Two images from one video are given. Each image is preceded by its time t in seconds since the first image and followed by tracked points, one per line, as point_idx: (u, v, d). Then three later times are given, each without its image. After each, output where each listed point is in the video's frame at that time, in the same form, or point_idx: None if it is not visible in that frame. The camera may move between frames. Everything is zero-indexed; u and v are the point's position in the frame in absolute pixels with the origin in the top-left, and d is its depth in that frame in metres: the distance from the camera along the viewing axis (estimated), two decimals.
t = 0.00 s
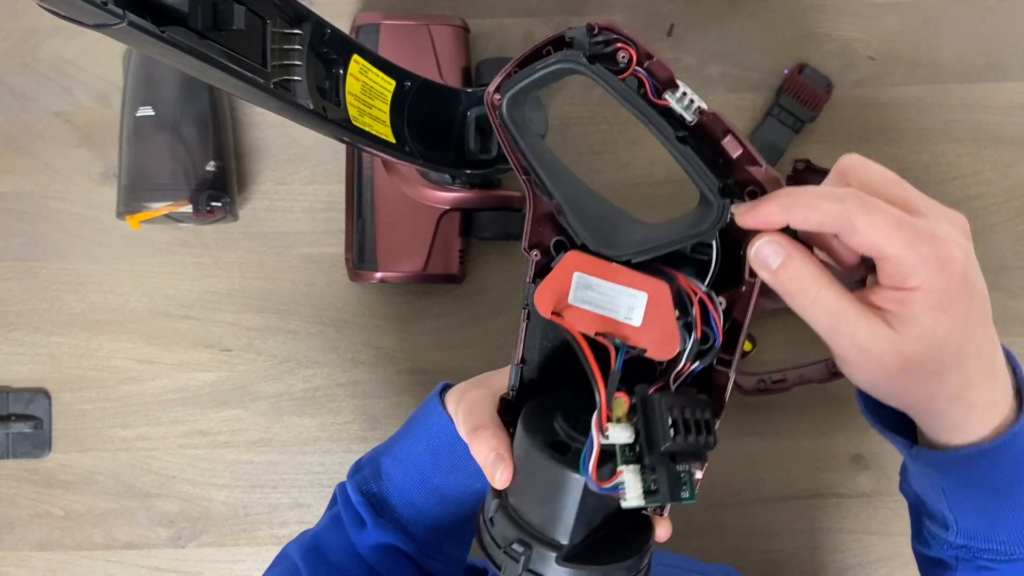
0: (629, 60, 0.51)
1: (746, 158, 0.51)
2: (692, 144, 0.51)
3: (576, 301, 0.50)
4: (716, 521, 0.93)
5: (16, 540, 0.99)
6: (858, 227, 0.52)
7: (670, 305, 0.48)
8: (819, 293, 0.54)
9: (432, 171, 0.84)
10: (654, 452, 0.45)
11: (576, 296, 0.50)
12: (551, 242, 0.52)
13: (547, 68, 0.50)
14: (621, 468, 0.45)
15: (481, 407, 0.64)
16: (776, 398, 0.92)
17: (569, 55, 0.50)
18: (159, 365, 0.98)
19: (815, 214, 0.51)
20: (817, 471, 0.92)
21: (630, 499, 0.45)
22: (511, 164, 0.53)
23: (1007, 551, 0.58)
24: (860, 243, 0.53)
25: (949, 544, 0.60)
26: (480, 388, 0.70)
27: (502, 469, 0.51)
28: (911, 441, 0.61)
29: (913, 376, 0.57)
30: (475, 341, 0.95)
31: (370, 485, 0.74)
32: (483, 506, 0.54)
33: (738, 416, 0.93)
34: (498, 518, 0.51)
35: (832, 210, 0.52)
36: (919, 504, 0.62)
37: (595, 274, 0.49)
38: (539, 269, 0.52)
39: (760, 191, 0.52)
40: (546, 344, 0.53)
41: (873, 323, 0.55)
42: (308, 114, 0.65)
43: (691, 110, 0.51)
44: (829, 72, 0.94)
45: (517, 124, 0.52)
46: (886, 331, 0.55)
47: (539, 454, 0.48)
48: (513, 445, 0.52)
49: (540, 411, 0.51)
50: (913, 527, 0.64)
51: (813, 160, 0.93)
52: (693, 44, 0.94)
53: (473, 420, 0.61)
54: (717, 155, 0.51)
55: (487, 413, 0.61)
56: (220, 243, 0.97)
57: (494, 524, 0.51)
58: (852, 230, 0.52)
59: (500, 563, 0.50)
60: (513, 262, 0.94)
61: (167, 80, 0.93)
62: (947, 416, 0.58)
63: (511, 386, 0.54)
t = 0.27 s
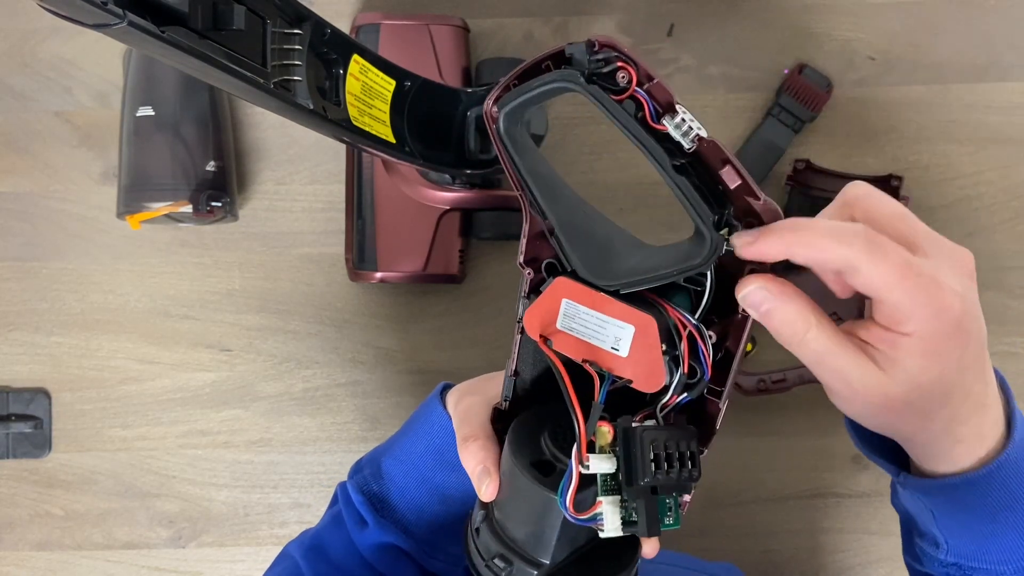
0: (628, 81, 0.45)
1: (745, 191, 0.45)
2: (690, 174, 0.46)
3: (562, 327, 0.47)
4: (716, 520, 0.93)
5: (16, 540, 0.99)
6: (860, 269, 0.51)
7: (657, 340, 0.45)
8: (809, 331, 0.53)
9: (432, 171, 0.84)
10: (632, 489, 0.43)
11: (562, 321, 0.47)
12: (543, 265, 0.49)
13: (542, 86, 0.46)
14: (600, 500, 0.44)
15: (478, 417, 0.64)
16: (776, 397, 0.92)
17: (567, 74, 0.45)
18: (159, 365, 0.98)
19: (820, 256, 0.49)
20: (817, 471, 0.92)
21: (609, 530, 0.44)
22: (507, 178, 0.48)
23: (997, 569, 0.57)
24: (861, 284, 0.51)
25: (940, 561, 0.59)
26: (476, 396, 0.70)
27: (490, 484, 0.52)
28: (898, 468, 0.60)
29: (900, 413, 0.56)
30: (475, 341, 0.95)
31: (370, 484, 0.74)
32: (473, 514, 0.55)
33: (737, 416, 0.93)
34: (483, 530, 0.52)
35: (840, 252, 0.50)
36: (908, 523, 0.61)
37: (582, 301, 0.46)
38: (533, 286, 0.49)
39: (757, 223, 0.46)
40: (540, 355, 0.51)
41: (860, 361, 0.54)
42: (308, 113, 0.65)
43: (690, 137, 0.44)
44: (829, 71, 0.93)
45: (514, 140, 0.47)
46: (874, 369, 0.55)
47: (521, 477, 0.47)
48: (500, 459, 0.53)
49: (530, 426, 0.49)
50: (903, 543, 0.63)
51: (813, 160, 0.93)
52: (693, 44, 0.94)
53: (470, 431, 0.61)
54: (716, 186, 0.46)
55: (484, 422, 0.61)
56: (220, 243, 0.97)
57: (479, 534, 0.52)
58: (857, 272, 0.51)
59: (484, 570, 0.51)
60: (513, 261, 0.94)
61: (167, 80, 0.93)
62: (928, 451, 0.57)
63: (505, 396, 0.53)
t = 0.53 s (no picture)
0: (631, 74, 0.45)
1: (752, 189, 0.44)
2: (694, 171, 0.45)
3: (564, 326, 0.47)
4: (716, 520, 0.93)
5: (16, 540, 0.99)
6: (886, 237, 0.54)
7: (660, 339, 0.44)
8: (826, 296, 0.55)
9: (432, 172, 0.84)
10: (633, 491, 0.42)
11: (564, 321, 0.47)
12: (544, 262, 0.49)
13: (544, 83, 0.46)
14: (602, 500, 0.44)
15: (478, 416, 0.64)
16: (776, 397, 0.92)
17: (567, 68, 0.45)
18: (159, 365, 0.98)
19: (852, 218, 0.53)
20: (817, 471, 0.92)
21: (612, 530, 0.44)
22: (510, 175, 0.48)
23: (994, 547, 0.57)
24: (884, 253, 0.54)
25: (936, 542, 0.59)
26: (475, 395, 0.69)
27: (490, 483, 0.52)
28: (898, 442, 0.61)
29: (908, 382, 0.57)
30: (475, 341, 0.95)
31: (372, 482, 0.75)
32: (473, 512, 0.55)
33: (738, 416, 0.93)
34: (483, 528, 0.52)
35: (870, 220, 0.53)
36: (906, 506, 0.62)
37: (585, 300, 0.46)
38: (534, 282, 0.49)
39: (764, 223, 0.44)
40: (541, 353, 0.50)
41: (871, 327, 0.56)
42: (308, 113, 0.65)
43: (693, 133, 0.44)
44: (829, 71, 0.93)
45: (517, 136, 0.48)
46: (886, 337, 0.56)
47: (522, 476, 0.47)
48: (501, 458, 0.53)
49: (530, 424, 0.49)
50: (901, 527, 0.63)
51: (813, 160, 0.93)
52: (693, 45, 0.94)
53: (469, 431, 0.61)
54: (721, 183, 0.45)
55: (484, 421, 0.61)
56: (220, 244, 0.97)
57: (479, 532, 0.52)
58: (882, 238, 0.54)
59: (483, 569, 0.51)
60: (513, 261, 0.94)
61: (167, 80, 0.93)
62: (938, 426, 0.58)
63: (505, 394, 0.52)
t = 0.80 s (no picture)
0: (639, 100, 0.42)
1: (759, 221, 0.41)
2: (700, 201, 0.41)
3: (565, 348, 0.45)
4: (716, 520, 0.93)
5: (16, 540, 0.99)
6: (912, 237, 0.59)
7: (662, 368, 0.43)
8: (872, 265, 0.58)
9: (432, 172, 0.84)
10: (632, 511, 0.43)
11: (566, 342, 0.45)
12: (546, 281, 0.47)
13: (548, 104, 0.43)
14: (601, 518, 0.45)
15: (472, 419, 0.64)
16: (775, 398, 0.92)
17: (574, 91, 0.42)
18: (159, 365, 0.98)
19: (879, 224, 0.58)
20: (817, 471, 0.92)
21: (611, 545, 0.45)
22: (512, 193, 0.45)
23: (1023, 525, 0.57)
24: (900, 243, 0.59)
25: (962, 526, 0.59)
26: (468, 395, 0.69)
27: (488, 488, 0.53)
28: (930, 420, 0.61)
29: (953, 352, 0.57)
30: (475, 341, 0.95)
31: (364, 474, 0.74)
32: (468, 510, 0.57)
33: (737, 416, 0.93)
34: (479, 530, 0.53)
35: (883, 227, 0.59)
36: (923, 497, 0.62)
37: (588, 324, 0.44)
38: (534, 293, 0.47)
39: (768, 253, 0.41)
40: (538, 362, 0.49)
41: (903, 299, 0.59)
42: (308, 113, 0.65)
43: (701, 163, 0.41)
44: (829, 71, 0.93)
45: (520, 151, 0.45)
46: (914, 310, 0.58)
47: (519, 485, 0.47)
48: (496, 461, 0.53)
49: (527, 432, 0.49)
50: (921, 517, 0.63)
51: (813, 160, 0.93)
52: (693, 45, 0.94)
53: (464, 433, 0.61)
54: (728, 214, 0.42)
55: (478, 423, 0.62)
56: (220, 244, 0.97)
57: (475, 533, 0.54)
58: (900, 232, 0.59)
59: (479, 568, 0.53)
60: (513, 261, 0.94)
61: (167, 80, 0.93)
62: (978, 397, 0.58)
63: (501, 397, 0.52)
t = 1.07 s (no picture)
0: (639, 138, 0.41)
1: (753, 266, 0.41)
2: (695, 242, 0.41)
3: (554, 378, 0.46)
4: (715, 520, 0.93)
5: (16, 540, 0.99)
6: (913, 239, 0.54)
7: (649, 406, 0.43)
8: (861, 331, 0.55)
9: (432, 172, 0.83)
10: (611, 540, 0.43)
11: (556, 372, 0.46)
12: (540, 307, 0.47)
13: (546, 137, 0.42)
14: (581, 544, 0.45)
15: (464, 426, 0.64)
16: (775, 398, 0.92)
17: (573, 128, 0.41)
18: (159, 365, 0.98)
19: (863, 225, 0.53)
20: (817, 472, 0.92)
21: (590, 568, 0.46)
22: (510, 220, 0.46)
23: None
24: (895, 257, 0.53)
25: (1000, 541, 0.59)
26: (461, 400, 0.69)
27: (474, 498, 0.53)
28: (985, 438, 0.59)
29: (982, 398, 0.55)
30: (475, 341, 0.95)
31: (358, 474, 0.74)
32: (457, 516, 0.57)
33: (737, 416, 0.93)
34: (466, 538, 0.53)
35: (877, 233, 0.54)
36: (963, 506, 0.62)
37: (578, 358, 0.45)
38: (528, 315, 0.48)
39: (760, 295, 0.41)
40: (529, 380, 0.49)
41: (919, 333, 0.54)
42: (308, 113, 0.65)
43: (698, 206, 0.40)
44: (829, 71, 0.94)
45: (517, 180, 0.45)
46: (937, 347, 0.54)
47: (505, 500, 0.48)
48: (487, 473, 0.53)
49: (515, 447, 0.49)
50: (953, 524, 0.64)
51: (813, 160, 0.93)
52: (692, 45, 0.94)
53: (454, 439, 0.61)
54: (721, 258, 0.41)
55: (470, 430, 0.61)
56: (220, 244, 0.97)
57: (462, 541, 0.54)
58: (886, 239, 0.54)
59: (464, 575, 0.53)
60: (513, 261, 0.94)
61: (167, 80, 0.93)
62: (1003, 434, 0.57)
63: (491, 407, 0.53)
